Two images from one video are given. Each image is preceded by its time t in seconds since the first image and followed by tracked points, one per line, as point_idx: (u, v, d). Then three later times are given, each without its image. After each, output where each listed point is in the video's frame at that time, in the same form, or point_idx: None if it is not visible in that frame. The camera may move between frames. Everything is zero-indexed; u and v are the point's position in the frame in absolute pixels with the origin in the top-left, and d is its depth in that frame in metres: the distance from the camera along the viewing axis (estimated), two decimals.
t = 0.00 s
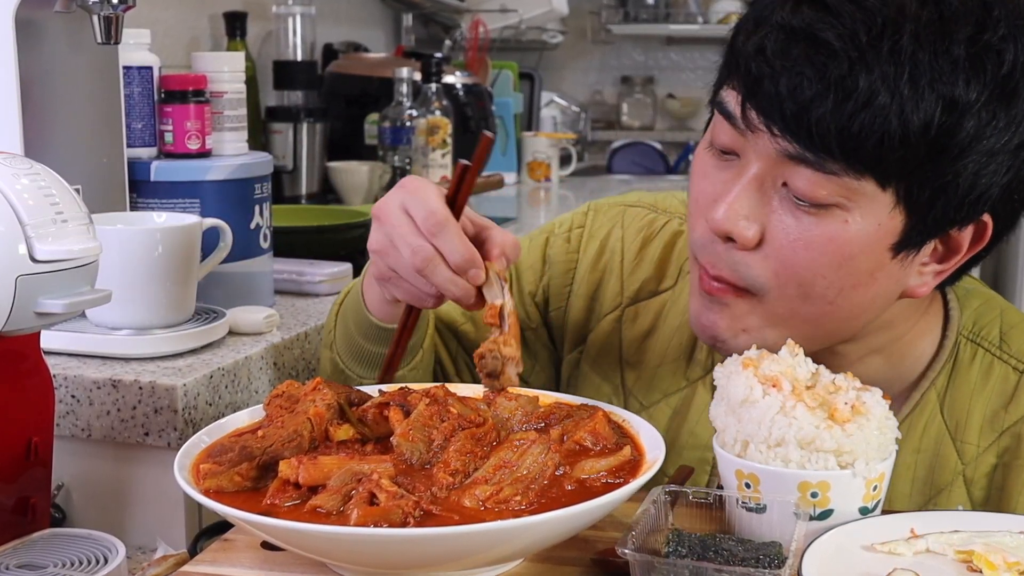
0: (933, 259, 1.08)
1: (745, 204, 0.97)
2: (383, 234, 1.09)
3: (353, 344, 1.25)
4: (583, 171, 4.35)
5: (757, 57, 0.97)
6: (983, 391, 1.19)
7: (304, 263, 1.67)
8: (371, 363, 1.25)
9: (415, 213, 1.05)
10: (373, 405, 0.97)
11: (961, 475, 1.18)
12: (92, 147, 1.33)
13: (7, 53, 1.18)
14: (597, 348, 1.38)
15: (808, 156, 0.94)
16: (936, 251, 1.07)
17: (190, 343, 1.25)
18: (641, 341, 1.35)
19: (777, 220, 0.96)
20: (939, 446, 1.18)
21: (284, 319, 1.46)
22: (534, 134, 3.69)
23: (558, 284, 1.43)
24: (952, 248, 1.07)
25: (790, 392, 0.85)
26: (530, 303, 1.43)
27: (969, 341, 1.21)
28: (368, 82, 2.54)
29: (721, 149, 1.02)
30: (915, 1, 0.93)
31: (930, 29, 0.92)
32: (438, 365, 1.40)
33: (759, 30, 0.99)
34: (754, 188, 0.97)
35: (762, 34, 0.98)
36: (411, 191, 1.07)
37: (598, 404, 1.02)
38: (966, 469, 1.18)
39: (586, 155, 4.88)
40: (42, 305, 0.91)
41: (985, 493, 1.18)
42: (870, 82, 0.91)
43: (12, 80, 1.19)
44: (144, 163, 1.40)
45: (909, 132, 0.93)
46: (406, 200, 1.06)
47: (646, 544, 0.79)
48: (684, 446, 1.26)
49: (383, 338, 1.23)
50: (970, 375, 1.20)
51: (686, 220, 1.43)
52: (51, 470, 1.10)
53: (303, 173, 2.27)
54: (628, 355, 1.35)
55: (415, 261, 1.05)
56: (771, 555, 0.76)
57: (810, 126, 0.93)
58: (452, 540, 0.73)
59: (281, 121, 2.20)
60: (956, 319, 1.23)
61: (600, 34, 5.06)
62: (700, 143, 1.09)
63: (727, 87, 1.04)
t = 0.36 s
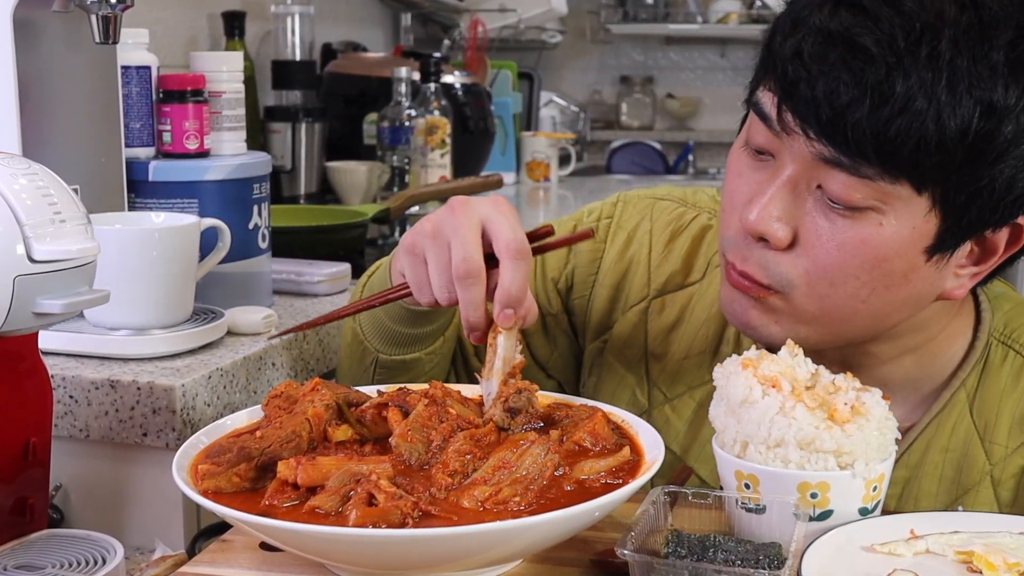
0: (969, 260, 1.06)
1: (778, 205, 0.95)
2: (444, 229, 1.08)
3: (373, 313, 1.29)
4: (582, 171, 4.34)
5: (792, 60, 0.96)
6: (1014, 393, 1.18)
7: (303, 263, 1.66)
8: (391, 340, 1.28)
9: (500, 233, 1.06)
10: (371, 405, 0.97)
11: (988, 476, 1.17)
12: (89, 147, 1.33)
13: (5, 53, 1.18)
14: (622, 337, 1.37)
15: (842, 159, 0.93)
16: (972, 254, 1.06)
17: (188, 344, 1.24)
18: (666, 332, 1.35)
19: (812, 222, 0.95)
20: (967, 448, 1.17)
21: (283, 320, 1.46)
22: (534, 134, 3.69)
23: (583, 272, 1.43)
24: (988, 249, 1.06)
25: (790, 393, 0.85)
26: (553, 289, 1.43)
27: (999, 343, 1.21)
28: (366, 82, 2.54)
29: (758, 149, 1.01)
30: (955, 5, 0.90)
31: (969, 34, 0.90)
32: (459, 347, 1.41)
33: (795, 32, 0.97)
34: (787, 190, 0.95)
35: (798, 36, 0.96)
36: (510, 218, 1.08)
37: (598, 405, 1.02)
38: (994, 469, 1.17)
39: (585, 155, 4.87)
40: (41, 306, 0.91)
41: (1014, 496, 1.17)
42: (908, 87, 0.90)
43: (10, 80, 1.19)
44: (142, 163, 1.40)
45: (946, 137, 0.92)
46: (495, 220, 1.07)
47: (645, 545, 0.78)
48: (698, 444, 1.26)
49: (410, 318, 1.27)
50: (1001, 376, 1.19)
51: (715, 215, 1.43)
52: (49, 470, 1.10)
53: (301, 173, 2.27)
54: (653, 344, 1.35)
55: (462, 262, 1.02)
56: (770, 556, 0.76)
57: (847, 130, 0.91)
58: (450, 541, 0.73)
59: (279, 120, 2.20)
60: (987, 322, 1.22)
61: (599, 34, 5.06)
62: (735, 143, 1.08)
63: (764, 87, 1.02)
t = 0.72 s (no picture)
0: (980, 264, 1.05)
1: (791, 206, 0.95)
2: (468, 238, 1.06)
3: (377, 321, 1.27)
4: (581, 171, 4.34)
5: (808, 62, 0.96)
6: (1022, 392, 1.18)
7: (301, 263, 1.66)
8: (396, 351, 1.29)
9: (519, 244, 1.05)
10: (370, 405, 0.96)
11: (995, 476, 1.17)
12: (88, 147, 1.32)
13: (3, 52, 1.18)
14: (629, 335, 1.37)
15: (855, 162, 0.92)
16: (983, 257, 1.05)
17: (187, 344, 1.24)
18: (674, 331, 1.35)
19: (824, 224, 0.95)
20: (975, 448, 1.17)
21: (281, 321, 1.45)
22: (532, 134, 3.69)
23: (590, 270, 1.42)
24: (1000, 253, 1.05)
25: (790, 393, 0.84)
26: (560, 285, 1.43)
27: (1008, 344, 1.20)
28: (365, 82, 2.53)
29: (771, 150, 1.00)
30: (970, 10, 0.91)
31: (985, 39, 0.90)
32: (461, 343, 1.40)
33: (811, 34, 0.97)
34: (800, 191, 0.95)
35: (814, 38, 0.96)
36: (528, 235, 1.07)
37: (598, 405, 1.01)
38: (1001, 469, 1.17)
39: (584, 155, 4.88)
40: (39, 306, 0.91)
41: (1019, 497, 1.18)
42: (923, 92, 0.89)
43: (8, 79, 1.19)
44: (140, 163, 1.40)
45: (960, 142, 0.91)
46: (519, 233, 1.06)
47: (644, 546, 0.78)
48: (705, 441, 1.26)
49: (414, 332, 1.26)
50: (1010, 376, 1.19)
51: (723, 215, 1.42)
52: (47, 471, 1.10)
53: (299, 173, 2.27)
54: (660, 343, 1.35)
55: (485, 273, 1.02)
56: (770, 557, 0.76)
57: (862, 133, 0.91)
58: (449, 543, 0.73)
59: (277, 120, 2.20)
60: (996, 323, 1.22)
61: (598, 33, 5.06)
62: (748, 141, 1.07)
63: (777, 88, 1.01)
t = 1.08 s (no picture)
0: (959, 263, 1.06)
1: (771, 186, 0.96)
2: (447, 197, 1.08)
3: (365, 321, 1.25)
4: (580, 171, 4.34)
5: (798, 40, 0.97)
6: (1009, 392, 1.17)
7: (300, 263, 1.66)
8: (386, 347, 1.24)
9: (486, 176, 1.06)
10: (369, 406, 0.96)
11: (983, 477, 1.15)
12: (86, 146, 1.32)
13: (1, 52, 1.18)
14: (622, 339, 1.36)
15: (837, 143, 0.93)
16: (964, 255, 1.06)
17: (185, 344, 1.24)
18: (666, 336, 1.34)
19: (802, 205, 0.96)
20: (962, 449, 1.16)
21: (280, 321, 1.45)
22: (532, 134, 3.69)
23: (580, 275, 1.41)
24: (980, 252, 1.06)
25: (789, 394, 0.84)
26: (551, 290, 1.41)
27: (995, 344, 1.20)
28: (364, 81, 2.53)
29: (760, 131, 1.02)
30: None
31: (974, 27, 0.90)
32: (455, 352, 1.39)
33: (807, 13, 0.97)
34: (781, 172, 0.96)
35: (809, 17, 0.97)
36: (487, 157, 1.08)
37: (596, 406, 1.01)
38: (989, 471, 1.15)
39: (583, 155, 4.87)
40: (37, 307, 0.90)
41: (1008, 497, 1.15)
42: (906, 74, 0.90)
43: (5, 79, 1.19)
44: (138, 163, 1.40)
45: (940, 129, 0.92)
46: (476, 164, 1.07)
47: (643, 547, 0.78)
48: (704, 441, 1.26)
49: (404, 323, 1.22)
50: (997, 376, 1.18)
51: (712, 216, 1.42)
52: (46, 472, 1.09)
53: (298, 173, 2.26)
54: (653, 348, 1.34)
55: (482, 219, 1.04)
56: (769, 558, 0.75)
57: (842, 112, 0.92)
58: (448, 543, 0.73)
59: (276, 120, 2.20)
60: (983, 323, 1.22)
61: (598, 32, 5.06)
62: (743, 122, 1.09)
63: (770, 68, 1.03)
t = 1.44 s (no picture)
0: (896, 266, 1.07)
1: (700, 186, 0.98)
2: (477, 197, 1.09)
3: (379, 327, 1.24)
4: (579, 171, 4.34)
5: (726, 44, 0.98)
6: (968, 391, 1.17)
7: (299, 263, 1.66)
8: (402, 356, 1.23)
9: (514, 171, 1.08)
10: (368, 406, 0.95)
11: (942, 478, 1.16)
12: (84, 146, 1.32)
13: None
14: (592, 345, 1.34)
15: (760, 145, 0.94)
16: (901, 259, 1.06)
17: (183, 345, 1.24)
18: (635, 340, 1.31)
19: (730, 208, 0.98)
20: (921, 448, 1.16)
21: (278, 322, 1.44)
22: (531, 134, 3.69)
23: (555, 283, 1.40)
24: (917, 257, 1.06)
25: (789, 394, 0.84)
26: (527, 298, 1.40)
27: (954, 342, 1.20)
28: (362, 80, 2.53)
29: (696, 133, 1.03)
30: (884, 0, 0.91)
31: (893, 29, 0.90)
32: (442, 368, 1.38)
33: (737, 15, 0.99)
34: (712, 172, 0.98)
35: (738, 19, 0.98)
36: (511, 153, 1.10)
37: (596, 406, 1.01)
38: (948, 471, 1.16)
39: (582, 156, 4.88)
40: (35, 307, 0.90)
41: (966, 495, 1.17)
42: (824, 75, 0.90)
43: (4, 79, 1.18)
44: (137, 163, 1.39)
45: (856, 132, 0.91)
46: (501, 161, 1.09)
47: (643, 547, 0.78)
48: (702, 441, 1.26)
49: (425, 333, 1.21)
50: (956, 373, 1.18)
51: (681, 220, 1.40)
52: (44, 472, 1.09)
53: (297, 173, 2.26)
54: (622, 353, 1.31)
55: (520, 211, 1.05)
56: (769, 558, 0.75)
57: (764, 113, 0.92)
58: (447, 545, 0.72)
59: (274, 120, 2.19)
60: (941, 323, 1.21)
61: (597, 32, 5.06)
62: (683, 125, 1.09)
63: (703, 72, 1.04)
